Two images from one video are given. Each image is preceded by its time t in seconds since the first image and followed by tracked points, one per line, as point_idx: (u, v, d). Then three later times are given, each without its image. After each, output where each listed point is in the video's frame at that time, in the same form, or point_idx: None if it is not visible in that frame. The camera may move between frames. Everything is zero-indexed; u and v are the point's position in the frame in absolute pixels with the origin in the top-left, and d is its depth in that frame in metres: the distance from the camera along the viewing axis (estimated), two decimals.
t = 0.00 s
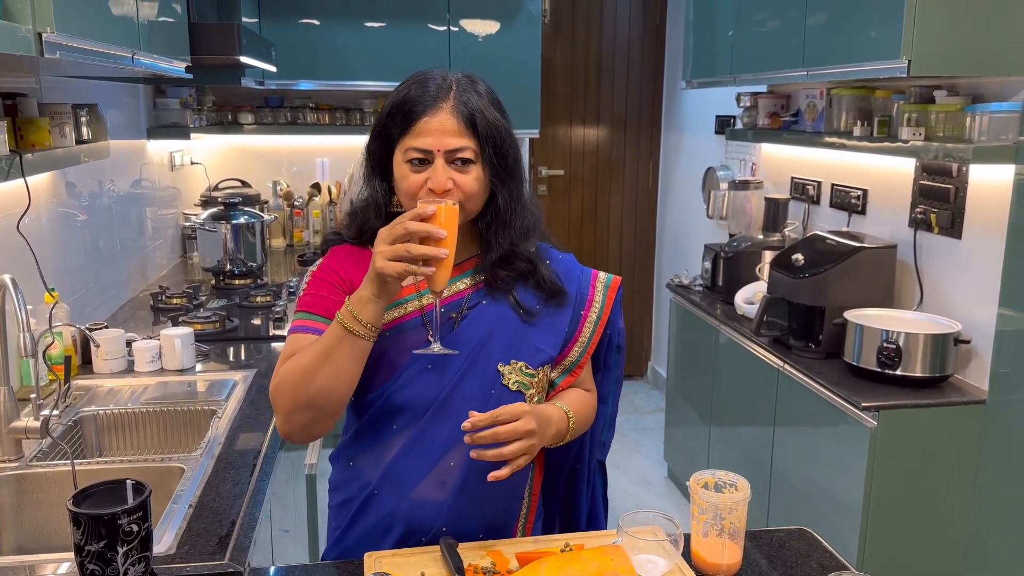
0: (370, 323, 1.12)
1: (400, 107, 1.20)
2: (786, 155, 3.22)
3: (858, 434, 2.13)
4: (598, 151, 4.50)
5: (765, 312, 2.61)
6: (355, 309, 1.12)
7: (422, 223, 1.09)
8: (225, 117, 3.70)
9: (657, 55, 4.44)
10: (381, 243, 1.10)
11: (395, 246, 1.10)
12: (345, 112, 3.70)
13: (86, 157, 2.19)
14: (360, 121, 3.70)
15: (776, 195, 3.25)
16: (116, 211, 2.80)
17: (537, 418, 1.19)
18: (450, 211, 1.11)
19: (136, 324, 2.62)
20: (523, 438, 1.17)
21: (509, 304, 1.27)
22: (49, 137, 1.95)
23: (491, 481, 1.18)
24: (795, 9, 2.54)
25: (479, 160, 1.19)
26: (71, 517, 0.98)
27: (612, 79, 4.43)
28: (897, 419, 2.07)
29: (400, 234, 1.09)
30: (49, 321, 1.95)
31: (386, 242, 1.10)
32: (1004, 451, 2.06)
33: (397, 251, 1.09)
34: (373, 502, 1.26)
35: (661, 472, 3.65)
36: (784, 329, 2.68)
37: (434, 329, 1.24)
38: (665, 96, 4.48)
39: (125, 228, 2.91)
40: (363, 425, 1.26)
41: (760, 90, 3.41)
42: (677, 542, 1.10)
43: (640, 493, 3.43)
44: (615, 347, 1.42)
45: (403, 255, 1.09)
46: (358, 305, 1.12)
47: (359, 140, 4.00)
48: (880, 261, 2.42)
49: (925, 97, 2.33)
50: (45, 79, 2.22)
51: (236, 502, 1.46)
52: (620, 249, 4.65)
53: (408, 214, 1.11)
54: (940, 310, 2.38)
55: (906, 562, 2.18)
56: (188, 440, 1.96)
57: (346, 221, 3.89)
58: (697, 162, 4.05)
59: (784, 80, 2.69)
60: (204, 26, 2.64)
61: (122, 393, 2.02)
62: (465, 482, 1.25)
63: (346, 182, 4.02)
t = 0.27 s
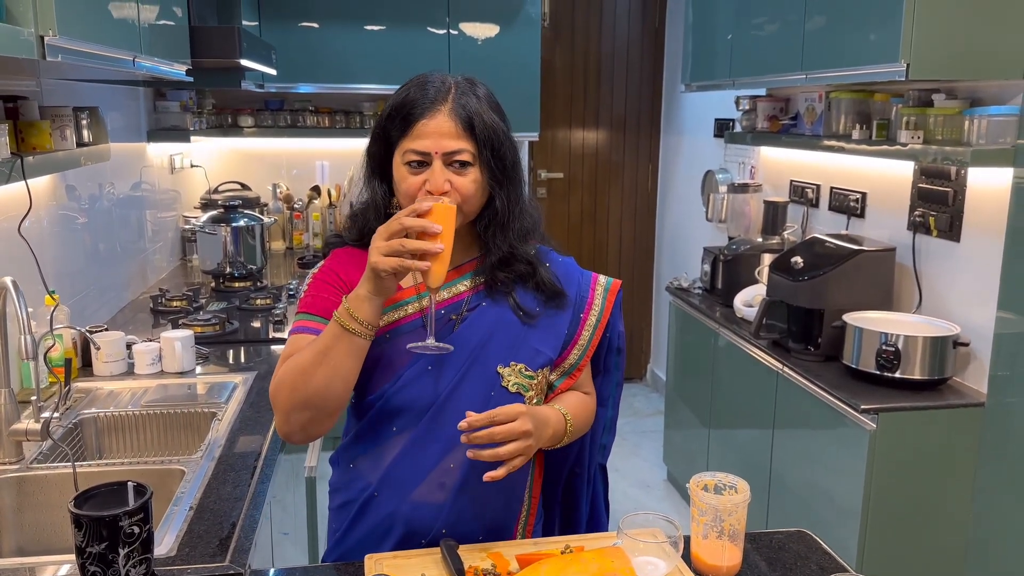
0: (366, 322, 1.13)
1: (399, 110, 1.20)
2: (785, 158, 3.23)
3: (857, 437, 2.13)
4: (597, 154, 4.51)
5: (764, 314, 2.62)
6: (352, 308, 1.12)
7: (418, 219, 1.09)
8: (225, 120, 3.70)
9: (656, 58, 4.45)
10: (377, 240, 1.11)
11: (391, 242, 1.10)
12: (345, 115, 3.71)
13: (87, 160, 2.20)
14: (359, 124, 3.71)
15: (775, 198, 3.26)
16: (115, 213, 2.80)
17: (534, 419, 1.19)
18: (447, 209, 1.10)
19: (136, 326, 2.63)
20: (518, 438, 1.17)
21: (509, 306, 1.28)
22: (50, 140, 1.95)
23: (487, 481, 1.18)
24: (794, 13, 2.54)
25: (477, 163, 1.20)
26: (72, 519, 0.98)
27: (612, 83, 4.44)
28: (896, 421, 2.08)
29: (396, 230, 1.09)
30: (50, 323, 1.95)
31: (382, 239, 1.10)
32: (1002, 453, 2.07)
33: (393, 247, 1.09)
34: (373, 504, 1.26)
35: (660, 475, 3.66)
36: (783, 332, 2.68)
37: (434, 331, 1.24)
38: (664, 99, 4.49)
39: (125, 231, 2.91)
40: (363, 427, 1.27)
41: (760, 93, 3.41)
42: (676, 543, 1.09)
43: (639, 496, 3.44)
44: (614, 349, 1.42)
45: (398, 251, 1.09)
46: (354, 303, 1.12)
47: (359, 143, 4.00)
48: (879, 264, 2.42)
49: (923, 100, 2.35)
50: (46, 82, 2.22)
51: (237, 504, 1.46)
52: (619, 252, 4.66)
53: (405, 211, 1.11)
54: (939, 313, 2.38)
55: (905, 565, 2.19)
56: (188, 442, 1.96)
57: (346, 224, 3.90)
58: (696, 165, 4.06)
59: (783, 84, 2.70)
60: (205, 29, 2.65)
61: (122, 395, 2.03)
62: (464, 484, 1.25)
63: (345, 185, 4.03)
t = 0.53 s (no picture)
0: (366, 321, 1.13)
1: (399, 112, 1.21)
2: (785, 160, 3.23)
3: (857, 439, 2.13)
4: (597, 156, 4.52)
5: (764, 316, 2.62)
6: (351, 307, 1.13)
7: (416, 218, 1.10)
8: (225, 123, 3.65)
9: (656, 60, 4.45)
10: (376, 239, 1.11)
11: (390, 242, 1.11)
12: (345, 117, 3.72)
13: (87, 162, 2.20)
14: (359, 127, 3.71)
15: (774, 200, 3.26)
16: (116, 215, 2.80)
17: (535, 421, 1.19)
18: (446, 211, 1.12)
19: (136, 328, 2.63)
20: (520, 438, 1.17)
21: (508, 308, 1.28)
22: (51, 142, 1.96)
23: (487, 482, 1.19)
24: (794, 16, 2.55)
25: (476, 165, 1.20)
26: (73, 521, 0.98)
27: (611, 85, 4.44)
28: (896, 424, 2.08)
29: (394, 228, 1.10)
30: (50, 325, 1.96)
31: (381, 238, 1.11)
32: (1002, 455, 2.07)
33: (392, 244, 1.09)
34: (373, 506, 1.26)
35: (660, 477, 3.66)
36: (783, 334, 2.68)
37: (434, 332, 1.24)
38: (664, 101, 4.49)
39: (125, 233, 2.91)
40: (363, 428, 1.27)
41: (759, 96, 3.42)
42: (676, 544, 1.09)
43: (639, 498, 3.44)
44: (614, 350, 1.43)
45: (397, 249, 1.09)
46: (353, 303, 1.13)
47: (360, 145, 4.01)
48: (879, 266, 2.42)
49: (923, 103, 2.35)
50: (46, 84, 2.23)
51: (237, 506, 1.46)
52: (619, 254, 4.66)
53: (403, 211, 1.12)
54: (938, 315, 2.38)
55: (905, 567, 2.19)
56: (188, 444, 1.96)
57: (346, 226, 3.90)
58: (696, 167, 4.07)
59: (783, 86, 2.71)
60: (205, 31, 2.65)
61: (123, 397, 2.03)
62: (465, 484, 1.25)
63: (345, 187, 4.03)
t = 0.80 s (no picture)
0: (366, 324, 1.13)
1: (399, 114, 1.21)
2: (784, 163, 3.23)
3: (856, 441, 2.14)
4: (597, 158, 4.52)
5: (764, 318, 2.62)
6: (351, 310, 1.13)
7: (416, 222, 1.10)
8: (226, 124, 3.69)
9: (655, 62, 4.46)
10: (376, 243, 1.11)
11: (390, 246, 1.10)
12: (345, 120, 3.72)
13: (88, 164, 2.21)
14: (360, 129, 3.71)
15: (774, 203, 3.27)
16: (116, 217, 2.80)
17: (533, 421, 1.19)
18: (446, 214, 1.12)
19: (136, 330, 2.63)
20: (517, 438, 1.17)
21: (507, 309, 1.28)
22: (52, 144, 1.96)
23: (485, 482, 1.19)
24: (794, 18, 2.55)
25: (476, 166, 1.20)
26: (74, 522, 0.98)
27: (611, 87, 4.45)
28: (895, 426, 2.08)
29: (395, 233, 1.10)
30: (51, 327, 1.96)
31: (381, 242, 1.11)
32: (1001, 458, 2.07)
33: (392, 249, 1.09)
34: (372, 507, 1.26)
35: (660, 479, 3.66)
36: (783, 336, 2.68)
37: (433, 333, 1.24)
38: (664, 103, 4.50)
39: (125, 235, 2.92)
40: (362, 429, 1.27)
41: (759, 98, 3.42)
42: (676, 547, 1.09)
43: (638, 500, 3.44)
44: (612, 351, 1.43)
45: (397, 254, 1.09)
46: (353, 305, 1.13)
47: (360, 147, 4.01)
48: (878, 268, 2.43)
49: (922, 105, 2.35)
50: (47, 86, 2.23)
51: (237, 508, 1.46)
52: (619, 256, 4.66)
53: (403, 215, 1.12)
54: (937, 317, 2.39)
55: (904, 569, 2.19)
56: (188, 446, 1.96)
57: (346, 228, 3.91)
58: (695, 169, 4.07)
59: (783, 89, 2.71)
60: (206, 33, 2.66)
61: (123, 399, 2.03)
62: (464, 485, 1.25)
63: (346, 189, 4.04)
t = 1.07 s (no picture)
0: (365, 329, 1.12)
1: (395, 115, 1.21)
2: (785, 165, 3.24)
3: (856, 442, 2.14)
4: (597, 159, 4.52)
5: (764, 320, 2.62)
6: (349, 316, 1.12)
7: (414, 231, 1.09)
8: (227, 125, 3.68)
9: (655, 64, 4.46)
10: (372, 252, 1.10)
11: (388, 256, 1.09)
12: (346, 121, 3.73)
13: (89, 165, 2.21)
14: (360, 130, 3.72)
15: (774, 204, 3.27)
16: (117, 218, 2.81)
17: (529, 421, 1.19)
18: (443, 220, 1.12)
19: (137, 330, 2.64)
20: (514, 438, 1.17)
21: (504, 309, 1.28)
22: (53, 145, 1.96)
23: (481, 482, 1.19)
24: (794, 20, 2.56)
25: (472, 168, 1.20)
26: (74, 523, 0.99)
27: (612, 89, 4.45)
28: (895, 427, 2.08)
29: (392, 243, 1.08)
30: (51, 328, 1.96)
31: (379, 251, 1.09)
32: (1001, 459, 2.07)
33: (392, 259, 1.08)
34: (372, 507, 1.27)
35: (660, 480, 3.66)
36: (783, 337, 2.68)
37: (431, 333, 1.24)
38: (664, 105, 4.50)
39: (126, 236, 2.92)
40: (361, 429, 1.27)
41: (759, 100, 3.42)
42: (676, 548, 1.09)
43: (639, 501, 3.44)
44: (609, 350, 1.43)
45: (396, 265, 1.08)
46: (352, 312, 1.12)
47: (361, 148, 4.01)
48: (878, 270, 2.43)
49: (922, 107, 2.35)
50: (48, 87, 2.23)
51: (237, 508, 1.46)
52: (619, 257, 4.67)
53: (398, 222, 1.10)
54: (937, 318, 2.39)
55: (903, 570, 2.19)
56: (188, 446, 1.97)
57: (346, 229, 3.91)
58: (696, 170, 4.08)
59: (783, 90, 2.71)
60: (207, 34, 2.66)
61: (123, 400, 2.03)
62: (463, 484, 1.25)
63: (346, 190, 4.04)
